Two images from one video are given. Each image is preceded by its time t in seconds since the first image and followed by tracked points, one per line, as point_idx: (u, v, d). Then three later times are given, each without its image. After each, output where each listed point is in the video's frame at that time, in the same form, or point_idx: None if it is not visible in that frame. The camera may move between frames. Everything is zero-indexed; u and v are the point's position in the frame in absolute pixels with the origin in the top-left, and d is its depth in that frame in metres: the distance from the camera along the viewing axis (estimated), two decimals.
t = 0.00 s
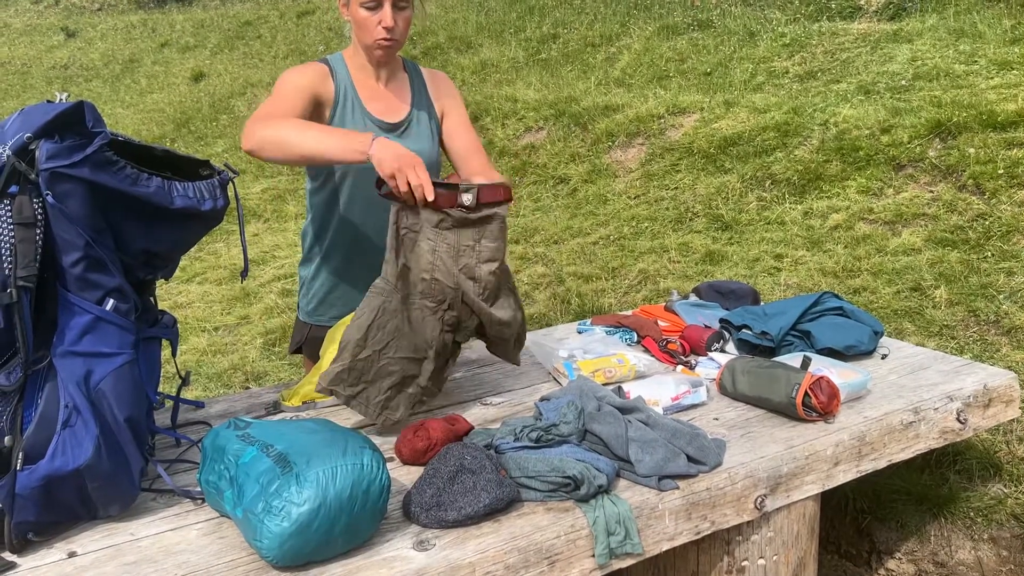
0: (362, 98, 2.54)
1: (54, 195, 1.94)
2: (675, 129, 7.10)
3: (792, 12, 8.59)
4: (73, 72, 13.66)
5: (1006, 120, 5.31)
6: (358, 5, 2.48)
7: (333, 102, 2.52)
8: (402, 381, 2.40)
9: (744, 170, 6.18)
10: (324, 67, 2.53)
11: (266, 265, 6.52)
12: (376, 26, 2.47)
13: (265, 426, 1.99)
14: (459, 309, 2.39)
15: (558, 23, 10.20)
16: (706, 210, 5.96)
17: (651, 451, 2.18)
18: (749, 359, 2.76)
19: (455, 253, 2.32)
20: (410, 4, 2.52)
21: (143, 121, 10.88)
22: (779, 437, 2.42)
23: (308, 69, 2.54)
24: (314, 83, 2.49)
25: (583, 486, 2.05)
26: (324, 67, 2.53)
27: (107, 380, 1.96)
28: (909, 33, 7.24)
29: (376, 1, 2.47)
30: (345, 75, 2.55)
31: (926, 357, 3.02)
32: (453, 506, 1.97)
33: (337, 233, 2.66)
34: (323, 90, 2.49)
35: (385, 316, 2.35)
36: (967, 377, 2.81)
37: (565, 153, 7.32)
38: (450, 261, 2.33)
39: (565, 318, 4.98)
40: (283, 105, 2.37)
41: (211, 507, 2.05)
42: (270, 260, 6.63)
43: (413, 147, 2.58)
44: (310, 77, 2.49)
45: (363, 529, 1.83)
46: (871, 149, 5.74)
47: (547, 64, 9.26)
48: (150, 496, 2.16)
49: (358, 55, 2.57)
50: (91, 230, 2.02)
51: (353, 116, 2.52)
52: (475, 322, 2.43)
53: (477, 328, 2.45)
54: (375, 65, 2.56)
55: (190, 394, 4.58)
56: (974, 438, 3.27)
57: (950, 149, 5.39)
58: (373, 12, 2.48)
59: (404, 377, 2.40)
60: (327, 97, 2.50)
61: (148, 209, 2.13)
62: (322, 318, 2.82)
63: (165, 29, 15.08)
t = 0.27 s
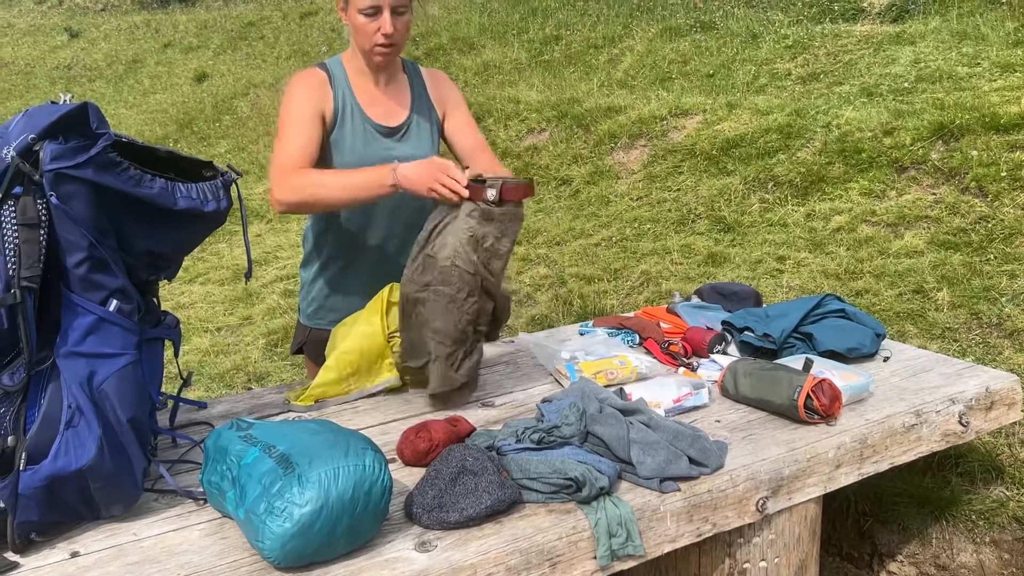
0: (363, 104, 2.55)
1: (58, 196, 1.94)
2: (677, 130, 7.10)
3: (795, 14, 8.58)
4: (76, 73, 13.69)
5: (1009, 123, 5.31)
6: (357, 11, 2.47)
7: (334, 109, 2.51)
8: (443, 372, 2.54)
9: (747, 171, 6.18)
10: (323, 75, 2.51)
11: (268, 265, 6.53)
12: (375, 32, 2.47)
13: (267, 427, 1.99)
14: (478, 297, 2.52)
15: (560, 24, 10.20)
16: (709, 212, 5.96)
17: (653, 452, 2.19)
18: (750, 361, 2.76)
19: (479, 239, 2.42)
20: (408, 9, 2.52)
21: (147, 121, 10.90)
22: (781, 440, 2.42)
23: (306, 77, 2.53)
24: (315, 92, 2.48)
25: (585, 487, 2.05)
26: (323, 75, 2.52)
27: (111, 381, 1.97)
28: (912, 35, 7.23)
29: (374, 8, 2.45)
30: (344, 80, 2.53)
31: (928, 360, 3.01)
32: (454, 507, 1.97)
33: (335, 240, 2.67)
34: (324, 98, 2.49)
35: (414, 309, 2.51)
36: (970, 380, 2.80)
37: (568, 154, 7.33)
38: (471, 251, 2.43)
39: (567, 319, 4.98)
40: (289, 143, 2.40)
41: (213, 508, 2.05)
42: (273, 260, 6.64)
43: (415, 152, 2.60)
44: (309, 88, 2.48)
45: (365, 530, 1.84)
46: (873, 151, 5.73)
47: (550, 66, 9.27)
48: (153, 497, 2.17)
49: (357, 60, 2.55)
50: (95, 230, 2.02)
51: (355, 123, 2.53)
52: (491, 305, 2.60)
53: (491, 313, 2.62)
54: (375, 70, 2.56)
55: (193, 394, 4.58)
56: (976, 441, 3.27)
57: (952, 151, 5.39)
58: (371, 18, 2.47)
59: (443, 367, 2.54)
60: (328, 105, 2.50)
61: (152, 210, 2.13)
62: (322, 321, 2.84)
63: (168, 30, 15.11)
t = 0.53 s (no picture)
0: (364, 112, 2.55)
1: (60, 196, 1.94)
2: (680, 132, 7.11)
3: (798, 16, 8.58)
4: (80, 73, 13.72)
5: (1011, 125, 5.30)
6: (353, 17, 2.47)
7: (335, 118, 2.52)
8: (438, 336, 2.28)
9: (749, 173, 6.18)
10: (322, 85, 2.52)
11: (270, 266, 6.54)
12: (372, 37, 2.47)
13: (268, 428, 2.00)
14: (483, 239, 2.33)
15: (563, 26, 10.21)
16: (711, 214, 5.96)
17: (654, 454, 2.19)
18: (751, 362, 2.75)
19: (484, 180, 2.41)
20: (405, 12, 2.51)
21: (150, 122, 10.92)
22: (782, 442, 2.42)
23: (306, 87, 2.54)
24: (315, 102, 2.49)
25: (586, 489, 2.05)
26: (322, 84, 2.52)
27: (112, 381, 1.98)
28: (915, 37, 7.23)
29: (370, 13, 2.45)
30: (343, 88, 2.54)
31: (929, 362, 3.01)
32: (455, 508, 1.97)
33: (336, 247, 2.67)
34: (324, 107, 2.50)
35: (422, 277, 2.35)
36: (971, 383, 2.80)
37: (570, 155, 7.33)
38: (473, 191, 2.38)
39: (569, 320, 4.98)
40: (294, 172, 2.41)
41: (215, 508, 2.06)
42: (275, 261, 6.65)
43: (416, 158, 2.60)
44: (308, 102, 2.48)
45: (365, 530, 1.84)
46: (875, 153, 5.73)
47: (552, 67, 9.27)
48: (154, 497, 2.17)
49: (355, 66, 2.56)
50: (97, 231, 2.03)
51: (356, 131, 2.54)
52: (502, 252, 2.36)
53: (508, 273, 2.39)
54: (372, 75, 2.56)
55: (195, 394, 4.59)
56: (977, 444, 3.27)
57: (955, 153, 5.38)
58: (368, 23, 2.47)
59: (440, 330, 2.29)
60: (330, 114, 2.51)
61: (153, 211, 2.14)
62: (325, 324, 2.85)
63: (172, 31, 15.14)
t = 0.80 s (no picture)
0: (369, 116, 2.58)
1: (62, 197, 1.95)
2: (681, 133, 7.11)
3: (800, 17, 8.58)
4: (83, 74, 13.74)
5: (1013, 126, 5.30)
6: (359, 17, 2.48)
7: (342, 121, 2.55)
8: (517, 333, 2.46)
9: (750, 174, 6.18)
10: (328, 90, 2.57)
11: (272, 267, 6.55)
12: (380, 38, 2.48)
13: (270, 428, 2.00)
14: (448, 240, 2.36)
15: (565, 26, 10.21)
16: (712, 215, 5.95)
17: (655, 455, 2.19)
18: (753, 363, 2.75)
19: (406, 204, 2.34)
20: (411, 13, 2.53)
21: (152, 122, 10.93)
22: (784, 443, 2.42)
23: (312, 92, 2.58)
24: (321, 108, 2.53)
25: (587, 490, 2.05)
26: (328, 88, 2.57)
27: (114, 381, 1.98)
28: (917, 38, 7.22)
29: (377, 14, 2.46)
30: (349, 93, 2.58)
31: (931, 363, 3.01)
32: (456, 509, 1.97)
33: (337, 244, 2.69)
34: (331, 111, 2.54)
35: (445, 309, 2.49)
36: (973, 384, 2.80)
37: (572, 156, 7.34)
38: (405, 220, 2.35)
39: (571, 321, 4.98)
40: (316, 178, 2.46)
41: (216, 508, 2.06)
42: (277, 261, 6.65)
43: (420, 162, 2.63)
44: (315, 107, 2.53)
45: (367, 531, 1.84)
46: (877, 154, 5.72)
47: (554, 68, 9.28)
48: (155, 497, 2.18)
49: (360, 69, 2.58)
50: (99, 231, 2.03)
51: (362, 135, 2.57)
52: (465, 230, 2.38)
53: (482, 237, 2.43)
54: (378, 77, 2.59)
55: (197, 395, 4.59)
56: (979, 445, 3.27)
57: (957, 155, 5.38)
58: (374, 24, 2.48)
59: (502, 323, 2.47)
60: (336, 118, 2.54)
61: (156, 212, 2.14)
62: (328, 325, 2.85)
63: (174, 32, 15.16)
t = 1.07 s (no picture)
0: (379, 121, 2.59)
1: (67, 198, 1.96)
2: (684, 134, 7.10)
3: (802, 18, 8.57)
4: (85, 75, 13.76)
5: (1016, 127, 5.30)
6: (381, 23, 2.53)
7: (352, 124, 2.56)
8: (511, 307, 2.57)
9: (753, 175, 6.18)
10: (339, 91, 2.56)
11: (275, 268, 6.55)
12: (400, 46, 2.53)
13: (273, 428, 2.00)
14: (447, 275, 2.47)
15: (567, 28, 10.21)
16: (715, 216, 5.95)
17: (657, 455, 2.19)
18: (756, 364, 2.75)
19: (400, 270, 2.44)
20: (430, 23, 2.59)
21: (155, 124, 10.95)
22: (786, 443, 2.42)
23: (322, 92, 2.58)
24: (331, 110, 2.54)
25: (590, 490, 2.05)
26: (339, 90, 2.57)
27: (117, 382, 1.99)
28: (920, 39, 7.21)
29: (400, 22, 2.52)
30: (360, 95, 2.58)
31: (934, 364, 3.01)
32: (459, 509, 1.98)
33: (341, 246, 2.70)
34: (342, 114, 2.55)
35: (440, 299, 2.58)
36: (976, 385, 2.79)
37: (574, 158, 7.34)
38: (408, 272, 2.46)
39: (573, 322, 4.98)
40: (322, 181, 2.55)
41: (219, 508, 2.06)
42: (279, 262, 6.66)
43: (428, 167, 2.65)
44: (325, 109, 2.54)
45: (370, 531, 1.84)
46: (880, 155, 5.72)
47: (557, 69, 9.28)
48: (159, 497, 2.18)
49: (375, 73, 2.61)
50: (103, 232, 2.04)
51: (371, 138, 2.57)
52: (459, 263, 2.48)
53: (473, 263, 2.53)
54: (392, 82, 2.62)
55: (199, 395, 4.60)
56: (982, 446, 3.27)
57: (960, 155, 5.37)
58: (396, 31, 2.53)
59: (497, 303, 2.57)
60: (345, 120, 2.55)
61: (159, 213, 2.14)
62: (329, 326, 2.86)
63: (177, 33, 15.18)
